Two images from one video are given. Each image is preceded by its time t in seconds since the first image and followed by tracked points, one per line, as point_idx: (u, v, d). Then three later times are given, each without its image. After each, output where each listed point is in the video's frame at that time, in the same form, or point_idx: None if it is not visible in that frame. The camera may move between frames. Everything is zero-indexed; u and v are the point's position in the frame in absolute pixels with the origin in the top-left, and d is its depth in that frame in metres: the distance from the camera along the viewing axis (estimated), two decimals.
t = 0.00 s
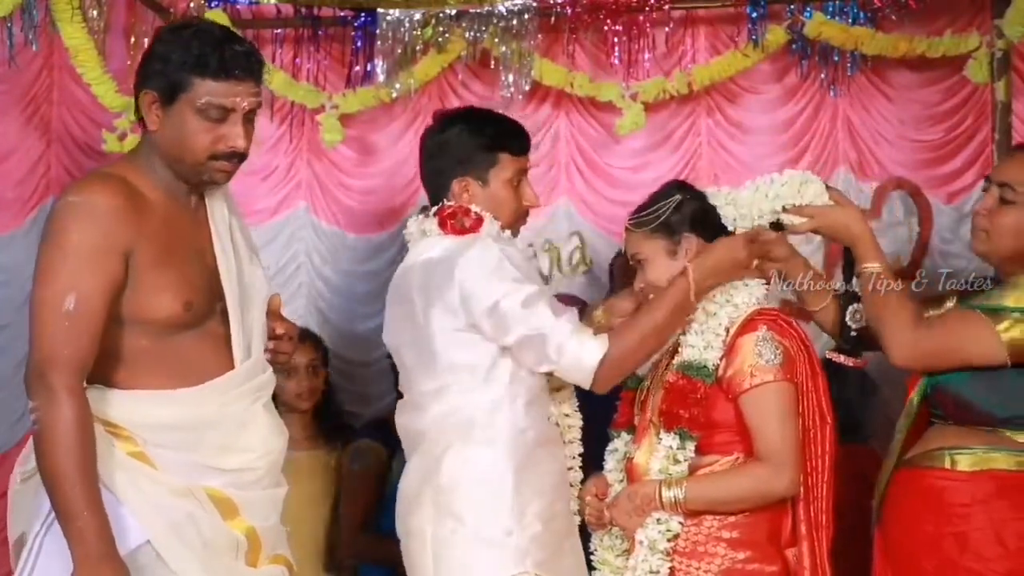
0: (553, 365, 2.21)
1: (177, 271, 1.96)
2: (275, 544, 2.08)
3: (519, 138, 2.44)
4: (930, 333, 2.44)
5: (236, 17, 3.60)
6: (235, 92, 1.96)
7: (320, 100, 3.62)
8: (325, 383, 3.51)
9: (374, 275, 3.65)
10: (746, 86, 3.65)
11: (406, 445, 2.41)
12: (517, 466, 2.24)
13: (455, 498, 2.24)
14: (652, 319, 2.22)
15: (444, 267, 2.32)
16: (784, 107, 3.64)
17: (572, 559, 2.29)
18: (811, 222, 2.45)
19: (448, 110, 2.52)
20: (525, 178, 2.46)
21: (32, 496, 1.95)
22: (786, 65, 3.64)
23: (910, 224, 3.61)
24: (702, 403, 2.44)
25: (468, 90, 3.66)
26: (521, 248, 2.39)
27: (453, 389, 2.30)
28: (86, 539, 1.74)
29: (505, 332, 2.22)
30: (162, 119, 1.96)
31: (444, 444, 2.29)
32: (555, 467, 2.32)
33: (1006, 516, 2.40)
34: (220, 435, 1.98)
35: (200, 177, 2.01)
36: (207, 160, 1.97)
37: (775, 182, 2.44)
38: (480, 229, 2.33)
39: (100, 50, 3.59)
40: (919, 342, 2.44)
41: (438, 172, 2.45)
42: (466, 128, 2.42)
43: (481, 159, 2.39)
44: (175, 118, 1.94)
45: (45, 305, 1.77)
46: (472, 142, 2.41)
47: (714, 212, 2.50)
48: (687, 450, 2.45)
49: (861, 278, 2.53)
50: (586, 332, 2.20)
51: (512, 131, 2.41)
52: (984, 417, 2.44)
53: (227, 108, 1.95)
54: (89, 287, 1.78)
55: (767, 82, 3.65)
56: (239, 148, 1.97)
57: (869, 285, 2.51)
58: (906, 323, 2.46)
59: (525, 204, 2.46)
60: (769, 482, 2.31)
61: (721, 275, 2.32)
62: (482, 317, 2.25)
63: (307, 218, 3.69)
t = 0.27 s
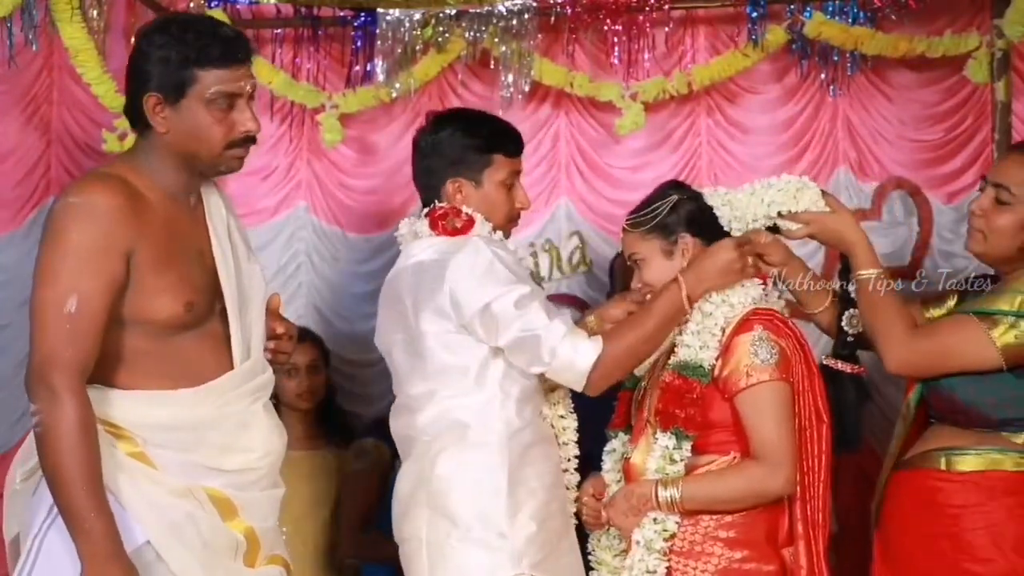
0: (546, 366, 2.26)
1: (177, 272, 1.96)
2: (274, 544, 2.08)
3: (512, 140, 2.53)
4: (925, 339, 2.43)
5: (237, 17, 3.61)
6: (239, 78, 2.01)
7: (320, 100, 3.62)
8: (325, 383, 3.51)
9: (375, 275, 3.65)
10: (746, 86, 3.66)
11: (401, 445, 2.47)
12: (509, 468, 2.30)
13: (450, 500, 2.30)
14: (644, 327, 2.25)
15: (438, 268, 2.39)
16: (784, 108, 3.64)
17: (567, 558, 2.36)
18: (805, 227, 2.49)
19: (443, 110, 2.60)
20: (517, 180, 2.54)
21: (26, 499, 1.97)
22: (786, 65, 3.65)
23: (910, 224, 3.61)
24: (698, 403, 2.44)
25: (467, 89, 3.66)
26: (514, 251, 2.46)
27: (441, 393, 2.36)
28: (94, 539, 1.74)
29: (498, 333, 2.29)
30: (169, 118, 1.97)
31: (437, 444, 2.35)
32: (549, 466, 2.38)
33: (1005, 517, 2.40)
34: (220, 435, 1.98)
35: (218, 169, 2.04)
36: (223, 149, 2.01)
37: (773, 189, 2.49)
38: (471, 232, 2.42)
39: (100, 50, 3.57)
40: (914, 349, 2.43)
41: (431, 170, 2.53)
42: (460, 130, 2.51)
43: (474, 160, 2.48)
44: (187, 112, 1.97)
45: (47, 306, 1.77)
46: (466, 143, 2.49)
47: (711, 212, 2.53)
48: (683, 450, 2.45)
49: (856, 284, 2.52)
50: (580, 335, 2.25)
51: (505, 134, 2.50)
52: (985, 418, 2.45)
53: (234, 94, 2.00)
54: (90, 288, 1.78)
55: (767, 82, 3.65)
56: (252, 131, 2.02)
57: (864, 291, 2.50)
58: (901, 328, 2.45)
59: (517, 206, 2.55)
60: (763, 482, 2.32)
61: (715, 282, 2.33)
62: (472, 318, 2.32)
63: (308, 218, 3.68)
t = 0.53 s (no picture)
0: (540, 367, 2.28)
1: (177, 271, 1.96)
2: (273, 544, 2.08)
3: (507, 141, 2.58)
4: (923, 342, 2.44)
5: (237, 17, 3.62)
6: (235, 69, 2.02)
7: (320, 100, 3.62)
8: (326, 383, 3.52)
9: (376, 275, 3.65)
10: (746, 86, 3.65)
11: (398, 445, 2.50)
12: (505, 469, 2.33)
13: (446, 500, 2.33)
14: (639, 328, 2.28)
15: (432, 270, 2.43)
16: (784, 108, 3.64)
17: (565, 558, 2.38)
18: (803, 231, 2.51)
19: (439, 111, 2.66)
20: (511, 181, 2.60)
21: (23, 500, 1.99)
22: (786, 65, 3.65)
23: (910, 224, 3.61)
24: (695, 403, 2.44)
25: (467, 89, 3.66)
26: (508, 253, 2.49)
27: (435, 394, 2.40)
28: (108, 537, 1.75)
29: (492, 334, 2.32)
30: (168, 115, 1.97)
31: (434, 445, 2.38)
32: (546, 466, 2.41)
33: (1004, 518, 2.40)
34: (220, 435, 1.98)
35: (217, 163, 2.05)
36: (223, 143, 2.01)
37: (771, 191, 2.49)
38: (464, 232, 2.46)
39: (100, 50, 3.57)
40: (913, 353, 2.44)
41: (426, 169, 2.58)
42: (456, 129, 2.56)
43: (469, 160, 2.53)
44: (185, 108, 1.97)
45: (49, 306, 1.77)
46: (461, 143, 2.55)
47: (708, 211, 2.54)
48: (680, 450, 2.46)
49: (856, 288, 2.54)
50: (573, 336, 2.28)
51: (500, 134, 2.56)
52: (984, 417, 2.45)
53: (231, 86, 2.01)
54: (92, 288, 1.79)
55: (767, 82, 3.65)
56: (250, 123, 2.04)
57: (863, 296, 2.52)
58: (899, 332, 2.48)
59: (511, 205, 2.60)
60: (761, 481, 2.33)
61: (704, 283, 2.34)
62: (466, 320, 2.36)
63: (308, 218, 3.68)
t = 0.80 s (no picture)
0: (525, 370, 2.31)
1: (177, 271, 1.96)
2: (272, 544, 2.08)
3: (505, 142, 2.62)
4: (925, 338, 2.43)
5: (236, 17, 3.62)
6: (231, 67, 2.02)
7: (320, 100, 3.62)
8: (325, 383, 3.51)
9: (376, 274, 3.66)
10: (746, 86, 3.65)
11: (395, 443, 2.53)
12: (498, 468, 2.36)
13: (442, 500, 2.37)
14: (618, 328, 2.31)
15: (422, 271, 2.47)
16: (784, 107, 3.64)
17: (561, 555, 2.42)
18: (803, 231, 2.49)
19: (436, 112, 2.68)
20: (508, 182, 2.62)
21: (21, 500, 2.00)
22: (786, 65, 3.65)
23: (910, 224, 3.61)
24: (695, 403, 2.44)
25: (467, 89, 3.66)
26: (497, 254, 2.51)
27: (429, 395, 2.44)
28: (113, 537, 1.75)
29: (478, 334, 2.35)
30: (166, 112, 1.97)
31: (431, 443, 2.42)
32: (541, 463, 2.45)
33: (1004, 518, 2.40)
34: (220, 435, 1.98)
35: (215, 162, 2.05)
36: (221, 142, 2.01)
37: (774, 190, 2.45)
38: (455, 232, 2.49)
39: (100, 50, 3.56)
40: (914, 348, 2.43)
41: (423, 168, 2.61)
42: (454, 129, 2.59)
43: (467, 160, 2.56)
44: (182, 106, 1.97)
45: (48, 306, 1.76)
46: (459, 142, 2.58)
47: (707, 210, 2.53)
48: (680, 450, 2.46)
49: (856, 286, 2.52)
50: (558, 339, 2.31)
51: (498, 135, 2.59)
52: (983, 416, 2.45)
53: (228, 83, 2.01)
54: (91, 288, 1.78)
55: (767, 82, 3.65)
56: (247, 121, 2.04)
57: (864, 292, 2.50)
58: (903, 327, 2.45)
59: (507, 206, 2.62)
60: (761, 481, 2.33)
61: (684, 280, 2.34)
62: (452, 321, 2.39)
63: (308, 218, 3.67)
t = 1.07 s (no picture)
0: (514, 369, 2.32)
1: (175, 270, 1.96)
2: (272, 543, 2.08)
3: (504, 144, 2.62)
4: (928, 337, 2.42)
5: (236, 17, 3.62)
6: (230, 66, 2.03)
7: (320, 99, 3.61)
8: (325, 383, 3.52)
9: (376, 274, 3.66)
10: (745, 86, 3.65)
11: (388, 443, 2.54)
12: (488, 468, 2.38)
13: (433, 499, 2.40)
14: (611, 327, 2.32)
15: (411, 272, 2.49)
16: (784, 107, 3.64)
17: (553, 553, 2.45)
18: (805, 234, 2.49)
19: (438, 111, 2.69)
20: (506, 183, 2.63)
21: (21, 501, 2.01)
22: (786, 65, 3.64)
23: (910, 224, 3.61)
24: (695, 404, 2.44)
25: (467, 89, 3.66)
26: (489, 254, 2.52)
27: (418, 395, 2.45)
28: (111, 537, 1.75)
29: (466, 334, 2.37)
30: (164, 110, 1.97)
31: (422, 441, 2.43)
32: (535, 461, 2.47)
33: (1006, 518, 2.41)
34: (220, 435, 1.98)
35: (213, 160, 2.05)
36: (220, 140, 2.02)
37: (774, 193, 2.48)
38: (444, 232, 2.50)
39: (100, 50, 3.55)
40: (918, 348, 2.42)
41: (422, 166, 2.62)
42: (455, 129, 2.61)
43: (466, 159, 2.57)
44: (181, 103, 1.97)
45: (46, 306, 1.76)
46: (459, 141, 2.59)
47: (710, 211, 2.52)
48: (680, 450, 2.46)
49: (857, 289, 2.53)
50: (548, 338, 2.32)
51: (499, 137, 2.60)
52: (984, 415, 2.45)
53: (228, 82, 2.01)
54: (89, 287, 1.78)
55: (767, 81, 3.65)
56: (246, 119, 2.04)
57: (864, 294, 2.51)
58: (905, 330, 2.45)
59: (503, 209, 2.62)
60: (761, 481, 2.33)
61: (679, 283, 2.36)
62: (440, 321, 2.41)
63: (308, 218, 3.67)
